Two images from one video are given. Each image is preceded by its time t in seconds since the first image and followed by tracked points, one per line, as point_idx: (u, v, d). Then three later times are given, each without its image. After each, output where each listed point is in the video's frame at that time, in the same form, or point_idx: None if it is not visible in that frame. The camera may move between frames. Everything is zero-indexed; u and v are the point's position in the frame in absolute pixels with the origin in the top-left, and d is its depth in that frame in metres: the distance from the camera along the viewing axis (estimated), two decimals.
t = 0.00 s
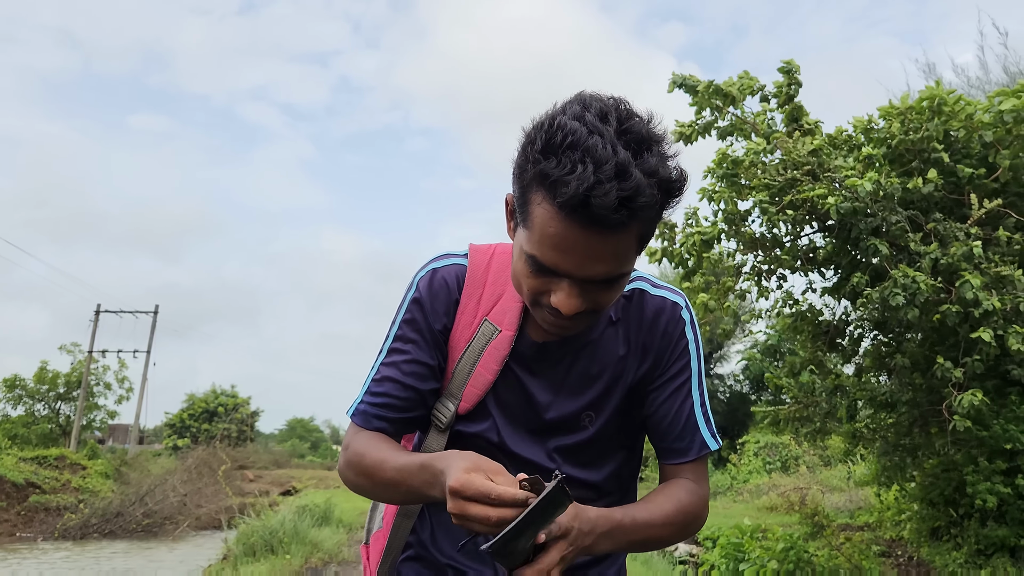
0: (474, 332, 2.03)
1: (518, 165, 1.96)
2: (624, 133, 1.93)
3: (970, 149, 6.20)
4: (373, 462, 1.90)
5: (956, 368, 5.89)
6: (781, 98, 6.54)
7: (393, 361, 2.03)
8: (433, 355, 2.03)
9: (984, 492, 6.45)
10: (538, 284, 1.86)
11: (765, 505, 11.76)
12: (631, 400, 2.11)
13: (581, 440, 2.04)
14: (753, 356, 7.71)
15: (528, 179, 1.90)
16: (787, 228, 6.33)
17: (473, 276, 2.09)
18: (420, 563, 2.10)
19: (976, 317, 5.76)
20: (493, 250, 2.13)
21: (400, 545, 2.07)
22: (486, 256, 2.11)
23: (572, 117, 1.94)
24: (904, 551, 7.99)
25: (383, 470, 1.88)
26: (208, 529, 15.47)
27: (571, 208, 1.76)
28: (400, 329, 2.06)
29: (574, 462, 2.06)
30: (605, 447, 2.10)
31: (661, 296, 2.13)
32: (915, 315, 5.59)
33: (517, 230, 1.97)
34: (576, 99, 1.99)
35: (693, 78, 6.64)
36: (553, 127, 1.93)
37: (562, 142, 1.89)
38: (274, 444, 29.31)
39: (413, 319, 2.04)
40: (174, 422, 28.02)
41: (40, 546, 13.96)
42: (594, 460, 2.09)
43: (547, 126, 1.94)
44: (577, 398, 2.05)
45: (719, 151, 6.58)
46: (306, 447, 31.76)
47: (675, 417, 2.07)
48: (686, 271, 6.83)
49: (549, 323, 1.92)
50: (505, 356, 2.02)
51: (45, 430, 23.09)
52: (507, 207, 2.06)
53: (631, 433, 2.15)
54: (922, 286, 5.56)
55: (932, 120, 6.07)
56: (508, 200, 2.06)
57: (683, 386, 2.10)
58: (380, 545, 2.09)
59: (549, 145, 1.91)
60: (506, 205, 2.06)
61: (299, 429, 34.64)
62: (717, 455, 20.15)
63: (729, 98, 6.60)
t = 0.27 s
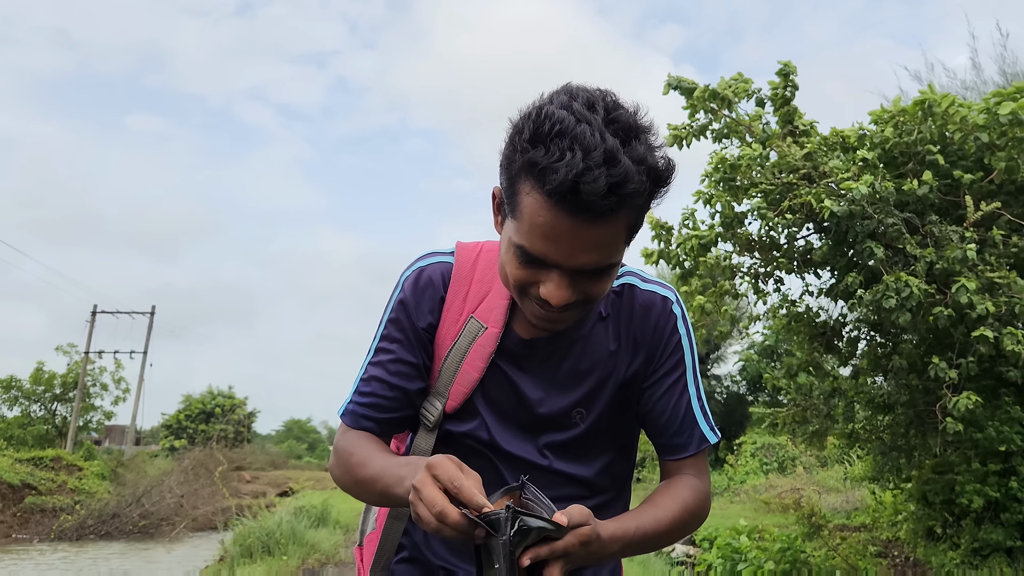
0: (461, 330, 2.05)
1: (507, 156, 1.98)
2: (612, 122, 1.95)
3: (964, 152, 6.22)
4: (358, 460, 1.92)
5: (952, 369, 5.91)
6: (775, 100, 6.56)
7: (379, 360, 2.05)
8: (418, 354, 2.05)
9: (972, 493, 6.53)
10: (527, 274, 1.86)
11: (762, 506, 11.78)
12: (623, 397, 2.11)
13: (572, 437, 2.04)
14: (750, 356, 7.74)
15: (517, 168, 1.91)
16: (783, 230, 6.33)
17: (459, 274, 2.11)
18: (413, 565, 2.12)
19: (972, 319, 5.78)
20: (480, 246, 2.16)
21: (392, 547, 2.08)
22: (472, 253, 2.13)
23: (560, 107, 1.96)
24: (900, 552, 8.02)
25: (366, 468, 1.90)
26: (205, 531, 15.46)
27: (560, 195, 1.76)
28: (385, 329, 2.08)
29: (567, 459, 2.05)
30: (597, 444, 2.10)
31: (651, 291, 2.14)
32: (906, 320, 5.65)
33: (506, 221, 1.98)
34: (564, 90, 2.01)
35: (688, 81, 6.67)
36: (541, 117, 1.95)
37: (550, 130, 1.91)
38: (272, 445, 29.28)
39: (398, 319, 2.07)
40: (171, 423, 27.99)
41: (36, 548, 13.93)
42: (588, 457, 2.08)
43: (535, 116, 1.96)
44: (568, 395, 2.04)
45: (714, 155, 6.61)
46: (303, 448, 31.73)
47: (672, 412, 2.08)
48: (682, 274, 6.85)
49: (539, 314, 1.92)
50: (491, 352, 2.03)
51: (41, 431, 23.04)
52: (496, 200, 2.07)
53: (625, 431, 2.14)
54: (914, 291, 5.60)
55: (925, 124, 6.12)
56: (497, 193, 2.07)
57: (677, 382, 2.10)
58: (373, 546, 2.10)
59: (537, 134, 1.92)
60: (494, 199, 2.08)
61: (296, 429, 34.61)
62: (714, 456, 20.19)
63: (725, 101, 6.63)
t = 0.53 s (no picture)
0: (462, 329, 2.05)
1: (510, 144, 1.98)
2: (616, 111, 1.95)
3: (962, 153, 6.22)
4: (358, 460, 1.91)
5: (950, 372, 5.92)
6: (774, 101, 6.56)
7: (382, 361, 2.05)
8: (420, 354, 2.05)
9: (971, 494, 6.49)
10: (528, 262, 1.86)
11: (761, 506, 11.78)
12: (624, 396, 2.11)
13: (574, 436, 2.04)
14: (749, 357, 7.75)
15: (520, 155, 1.91)
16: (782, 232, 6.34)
17: (460, 272, 2.11)
18: (415, 566, 2.11)
19: (968, 322, 5.79)
20: (481, 246, 2.16)
21: (393, 550, 2.08)
22: (473, 252, 2.13)
23: (564, 95, 1.97)
24: (899, 553, 8.03)
25: (366, 469, 1.90)
26: (204, 531, 15.45)
27: (563, 177, 1.76)
28: (388, 329, 2.08)
29: (567, 459, 2.05)
30: (598, 444, 2.09)
31: (653, 290, 2.14)
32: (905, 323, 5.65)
33: (508, 211, 1.98)
34: (568, 80, 2.02)
35: (687, 82, 6.66)
36: (545, 104, 1.96)
37: (554, 117, 1.92)
38: (270, 446, 29.26)
39: (400, 318, 2.06)
40: (169, 424, 27.97)
41: (34, 549, 13.91)
42: (588, 457, 2.08)
43: (539, 103, 1.97)
44: (569, 393, 2.04)
45: (713, 157, 6.63)
46: (302, 449, 31.71)
47: (672, 412, 2.08)
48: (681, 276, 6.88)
49: (539, 304, 1.91)
50: (493, 352, 2.03)
51: (40, 432, 23.03)
52: (499, 193, 2.07)
53: (624, 431, 2.14)
54: (914, 293, 5.61)
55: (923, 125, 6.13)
56: (500, 185, 2.07)
57: (678, 381, 2.10)
58: (374, 548, 2.10)
59: (541, 121, 1.93)
60: (497, 192, 2.08)
61: (295, 430, 34.59)
62: (713, 456, 20.19)
63: (724, 102, 6.63)
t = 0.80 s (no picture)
0: (459, 329, 2.04)
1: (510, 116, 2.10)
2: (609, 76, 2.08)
3: (960, 152, 6.19)
4: (343, 462, 1.89)
5: (952, 372, 5.93)
6: (774, 101, 6.55)
7: (377, 360, 2.04)
8: (416, 353, 2.05)
9: (970, 493, 6.46)
10: (525, 216, 1.91)
11: (760, 506, 11.78)
12: (626, 399, 2.09)
13: (573, 437, 2.02)
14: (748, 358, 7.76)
15: (519, 117, 2.03)
16: (782, 232, 6.33)
17: (458, 271, 2.12)
18: (411, 569, 2.09)
19: (969, 321, 5.78)
20: (478, 247, 2.18)
21: (392, 549, 2.07)
22: (470, 252, 2.16)
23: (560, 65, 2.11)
24: (898, 552, 8.03)
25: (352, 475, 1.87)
26: (203, 532, 15.43)
27: (557, 116, 1.88)
28: (384, 328, 2.08)
29: (566, 460, 2.04)
30: (598, 446, 2.08)
31: (655, 292, 2.15)
32: (908, 321, 5.63)
33: (507, 180, 2.06)
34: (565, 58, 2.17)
35: (686, 81, 6.65)
36: (542, 73, 2.10)
37: (551, 78, 2.05)
38: (269, 446, 29.26)
39: (397, 317, 2.07)
40: (168, 424, 27.96)
41: (33, 550, 13.90)
42: (588, 458, 2.06)
43: (537, 74, 2.11)
44: (569, 391, 2.02)
45: (712, 157, 6.62)
46: (301, 449, 31.70)
47: (674, 415, 2.08)
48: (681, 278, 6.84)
49: (538, 263, 1.94)
50: (490, 352, 2.01)
51: (39, 433, 23.01)
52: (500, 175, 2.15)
53: (625, 435, 2.12)
54: (916, 292, 5.62)
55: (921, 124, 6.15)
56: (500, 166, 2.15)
57: (680, 383, 2.10)
58: (372, 549, 2.09)
59: (538, 84, 2.06)
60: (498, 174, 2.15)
61: (294, 430, 34.55)
62: (713, 456, 20.21)
63: (724, 101, 6.62)
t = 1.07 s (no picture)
0: (459, 328, 2.04)
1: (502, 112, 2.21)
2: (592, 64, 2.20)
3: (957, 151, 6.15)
4: (345, 463, 1.86)
5: (953, 370, 5.92)
6: (772, 100, 6.53)
7: (378, 360, 2.02)
8: (418, 352, 2.04)
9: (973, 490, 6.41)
10: (514, 184, 1.96)
11: (760, 506, 11.78)
12: (624, 398, 2.07)
13: (573, 436, 2.00)
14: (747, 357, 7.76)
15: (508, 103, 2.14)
16: (782, 231, 6.32)
17: (454, 271, 2.11)
18: (408, 570, 2.08)
19: (971, 318, 5.77)
20: (472, 247, 2.18)
21: (389, 551, 2.06)
22: (465, 252, 2.16)
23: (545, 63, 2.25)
24: (898, 552, 8.03)
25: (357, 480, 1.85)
26: (202, 532, 15.41)
27: (538, 85, 2.00)
28: (384, 328, 2.06)
29: (565, 460, 2.02)
30: (597, 446, 2.06)
31: (652, 290, 2.14)
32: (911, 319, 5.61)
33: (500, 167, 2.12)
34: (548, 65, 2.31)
35: (684, 81, 6.64)
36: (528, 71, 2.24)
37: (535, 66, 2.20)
38: (269, 447, 29.25)
39: (396, 316, 2.05)
40: (167, 425, 27.93)
41: (32, 550, 13.87)
42: (586, 458, 2.05)
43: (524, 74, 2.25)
44: (568, 388, 2.01)
45: (712, 156, 6.61)
46: (300, 449, 31.68)
47: (672, 414, 2.06)
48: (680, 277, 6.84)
49: (530, 235, 1.92)
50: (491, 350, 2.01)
51: (38, 433, 22.98)
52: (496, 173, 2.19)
53: (623, 434, 2.11)
54: (919, 290, 5.60)
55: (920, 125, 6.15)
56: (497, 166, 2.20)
57: (678, 380, 2.08)
58: (368, 551, 2.08)
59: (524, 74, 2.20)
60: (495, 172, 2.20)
61: (293, 431, 34.54)
62: (712, 456, 20.21)
63: (723, 100, 6.61)
